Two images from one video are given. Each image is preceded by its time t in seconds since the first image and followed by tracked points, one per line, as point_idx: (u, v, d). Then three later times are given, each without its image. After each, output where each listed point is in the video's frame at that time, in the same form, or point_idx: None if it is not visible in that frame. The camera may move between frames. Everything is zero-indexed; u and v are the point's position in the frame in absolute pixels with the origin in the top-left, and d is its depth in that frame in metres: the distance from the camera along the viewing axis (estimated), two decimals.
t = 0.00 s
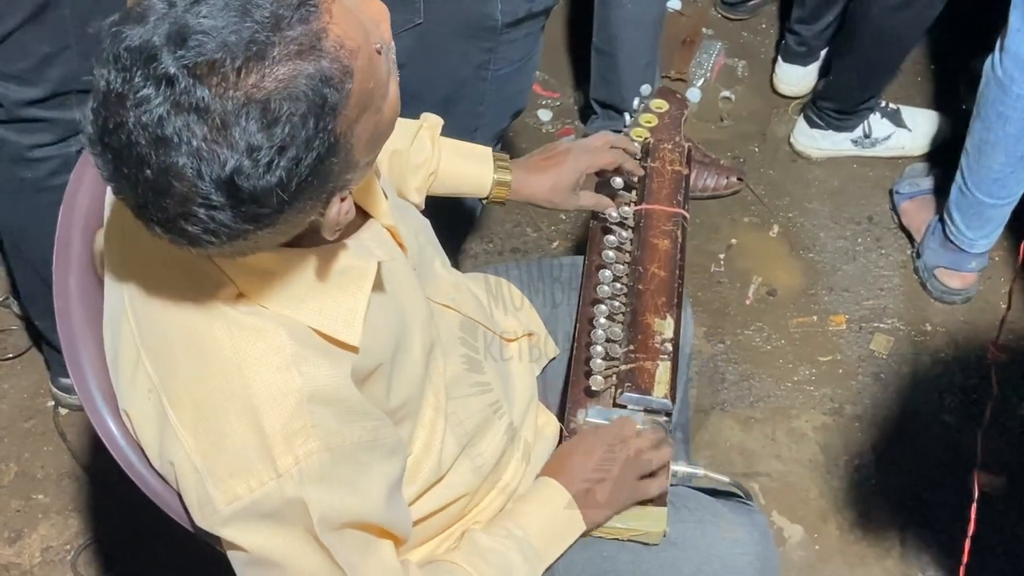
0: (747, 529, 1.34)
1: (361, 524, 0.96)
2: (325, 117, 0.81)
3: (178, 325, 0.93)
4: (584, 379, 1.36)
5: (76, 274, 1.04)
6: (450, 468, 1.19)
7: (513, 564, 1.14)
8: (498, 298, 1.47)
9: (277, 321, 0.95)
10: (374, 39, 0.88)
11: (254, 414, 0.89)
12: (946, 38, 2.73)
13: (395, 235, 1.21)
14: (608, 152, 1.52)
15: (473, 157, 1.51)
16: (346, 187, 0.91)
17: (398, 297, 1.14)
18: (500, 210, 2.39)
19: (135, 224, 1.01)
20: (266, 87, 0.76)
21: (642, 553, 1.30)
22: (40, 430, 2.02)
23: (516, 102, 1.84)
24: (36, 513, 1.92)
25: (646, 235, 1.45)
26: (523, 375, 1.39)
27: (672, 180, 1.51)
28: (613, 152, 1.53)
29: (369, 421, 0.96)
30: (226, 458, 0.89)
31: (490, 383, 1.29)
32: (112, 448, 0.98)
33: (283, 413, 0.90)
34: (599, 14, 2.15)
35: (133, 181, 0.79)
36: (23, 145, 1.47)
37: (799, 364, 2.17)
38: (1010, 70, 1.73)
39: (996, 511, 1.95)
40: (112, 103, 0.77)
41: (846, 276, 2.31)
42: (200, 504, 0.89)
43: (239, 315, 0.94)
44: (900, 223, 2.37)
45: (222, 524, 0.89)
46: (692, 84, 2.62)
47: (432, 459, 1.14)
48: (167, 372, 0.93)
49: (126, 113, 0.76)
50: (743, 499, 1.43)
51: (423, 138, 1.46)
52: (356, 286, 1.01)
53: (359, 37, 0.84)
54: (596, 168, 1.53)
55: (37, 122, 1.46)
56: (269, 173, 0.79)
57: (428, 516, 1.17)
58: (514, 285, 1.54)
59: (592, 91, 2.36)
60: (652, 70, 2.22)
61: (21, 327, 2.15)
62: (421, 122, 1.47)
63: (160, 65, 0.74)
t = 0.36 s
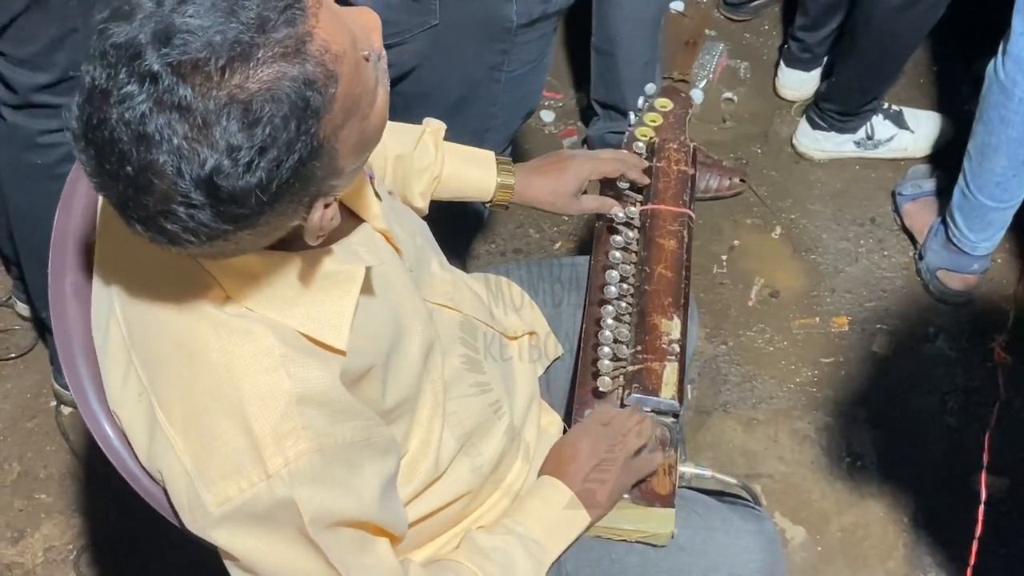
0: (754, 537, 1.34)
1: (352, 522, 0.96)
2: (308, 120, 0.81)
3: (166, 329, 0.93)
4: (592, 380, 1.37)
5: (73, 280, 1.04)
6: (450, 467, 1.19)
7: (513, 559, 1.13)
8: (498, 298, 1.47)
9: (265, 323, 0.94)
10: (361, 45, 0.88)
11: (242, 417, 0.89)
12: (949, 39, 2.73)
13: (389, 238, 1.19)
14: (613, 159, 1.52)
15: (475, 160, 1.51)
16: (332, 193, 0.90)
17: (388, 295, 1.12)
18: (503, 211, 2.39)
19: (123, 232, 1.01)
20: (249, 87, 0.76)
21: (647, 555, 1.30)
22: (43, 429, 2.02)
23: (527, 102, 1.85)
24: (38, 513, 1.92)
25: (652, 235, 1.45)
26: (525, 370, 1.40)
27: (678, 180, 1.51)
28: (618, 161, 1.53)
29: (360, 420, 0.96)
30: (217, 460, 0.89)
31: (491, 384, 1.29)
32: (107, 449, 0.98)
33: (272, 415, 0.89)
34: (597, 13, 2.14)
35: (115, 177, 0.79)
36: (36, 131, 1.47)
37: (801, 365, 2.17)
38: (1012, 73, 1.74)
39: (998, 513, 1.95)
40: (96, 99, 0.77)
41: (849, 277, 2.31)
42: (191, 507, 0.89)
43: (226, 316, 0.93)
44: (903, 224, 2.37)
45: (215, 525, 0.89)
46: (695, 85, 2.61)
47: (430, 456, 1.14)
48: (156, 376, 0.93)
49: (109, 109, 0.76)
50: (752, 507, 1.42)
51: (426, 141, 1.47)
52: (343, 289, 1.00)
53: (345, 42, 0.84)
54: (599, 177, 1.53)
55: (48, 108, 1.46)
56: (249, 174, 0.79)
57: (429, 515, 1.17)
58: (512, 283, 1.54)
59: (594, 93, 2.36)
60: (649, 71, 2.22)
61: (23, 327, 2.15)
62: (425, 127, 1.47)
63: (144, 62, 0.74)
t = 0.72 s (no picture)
0: (752, 539, 1.35)
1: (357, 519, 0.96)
2: (298, 120, 0.81)
3: (166, 329, 0.94)
4: (594, 380, 1.37)
5: (78, 276, 1.03)
6: (454, 466, 1.19)
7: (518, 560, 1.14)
8: (498, 298, 1.47)
9: (266, 322, 0.94)
10: (356, 46, 0.89)
11: (245, 416, 0.89)
12: (950, 41, 2.73)
13: (389, 238, 1.19)
14: (616, 164, 1.53)
15: (476, 158, 1.52)
16: (323, 193, 0.90)
17: (386, 295, 1.12)
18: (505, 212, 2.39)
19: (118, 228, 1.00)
20: (240, 86, 0.77)
21: (649, 555, 1.30)
22: (46, 429, 2.02)
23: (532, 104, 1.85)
24: (41, 513, 1.92)
25: (653, 240, 1.45)
26: (527, 370, 1.40)
27: (677, 187, 1.51)
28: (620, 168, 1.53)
29: (361, 418, 0.96)
30: (221, 459, 0.89)
31: (492, 384, 1.28)
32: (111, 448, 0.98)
33: (274, 415, 0.89)
34: (592, 16, 2.15)
35: (105, 173, 0.79)
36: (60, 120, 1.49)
37: (803, 367, 2.17)
38: (1011, 77, 1.74)
39: (1000, 514, 1.95)
40: (88, 96, 0.77)
41: (850, 279, 2.31)
42: (194, 507, 0.90)
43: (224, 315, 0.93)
44: (904, 226, 2.37)
45: (218, 524, 0.89)
46: (696, 86, 2.64)
47: (434, 457, 1.15)
48: (158, 376, 0.93)
49: (100, 105, 0.76)
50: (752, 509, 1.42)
51: (425, 138, 1.47)
52: (343, 286, 0.99)
53: (337, 43, 0.85)
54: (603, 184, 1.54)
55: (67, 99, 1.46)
56: (239, 173, 0.79)
57: (434, 515, 1.17)
58: (513, 283, 1.54)
59: (594, 96, 2.36)
60: (648, 71, 2.22)
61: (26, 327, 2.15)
62: (424, 123, 1.47)
63: (135, 59, 0.75)
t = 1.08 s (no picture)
0: (755, 543, 1.34)
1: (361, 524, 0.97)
2: (307, 121, 0.81)
3: (169, 332, 0.94)
4: (597, 382, 1.37)
5: (81, 275, 1.03)
6: (457, 469, 1.19)
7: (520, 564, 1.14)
8: (498, 299, 1.47)
9: (269, 325, 0.94)
10: (364, 49, 0.89)
11: (246, 420, 0.89)
12: (952, 44, 2.73)
13: (393, 241, 1.19)
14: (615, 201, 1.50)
15: (478, 187, 1.53)
16: (327, 197, 0.90)
17: (390, 297, 1.12)
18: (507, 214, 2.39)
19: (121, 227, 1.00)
20: (250, 87, 0.77)
21: (651, 558, 1.31)
22: (48, 430, 2.02)
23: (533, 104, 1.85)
24: (43, 513, 1.92)
25: (656, 243, 1.45)
26: (528, 371, 1.40)
27: (680, 191, 1.51)
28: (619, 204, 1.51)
29: (364, 421, 0.96)
30: (223, 462, 0.89)
31: (491, 384, 1.28)
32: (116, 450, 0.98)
33: (277, 418, 0.89)
34: (594, 19, 2.15)
35: (112, 173, 0.79)
36: (35, 137, 1.48)
37: (805, 369, 2.17)
38: (1012, 78, 1.74)
39: (1002, 516, 1.95)
40: (97, 95, 0.77)
41: (852, 281, 2.31)
42: (196, 510, 0.90)
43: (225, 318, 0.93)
44: (906, 228, 2.37)
45: (220, 528, 0.89)
46: (699, 88, 2.65)
47: (438, 460, 1.15)
48: (160, 377, 0.93)
49: (108, 105, 0.76)
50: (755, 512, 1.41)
51: (430, 159, 1.49)
52: (344, 289, 0.99)
53: (346, 45, 0.85)
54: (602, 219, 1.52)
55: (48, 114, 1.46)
56: (247, 173, 0.79)
57: (437, 517, 1.17)
58: (512, 283, 1.54)
59: (595, 96, 2.36)
60: (648, 75, 2.22)
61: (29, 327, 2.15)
62: (433, 144, 1.50)
63: (145, 58, 0.75)
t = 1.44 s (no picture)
0: (755, 545, 1.34)
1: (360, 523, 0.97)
2: (303, 118, 0.81)
3: (165, 332, 0.94)
4: (598, 382, 1.37)
5: (78, 277, 1.03)
6: (456, 469, 1.19)
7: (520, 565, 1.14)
8: (498, 299, 1.47)
9: (266, 326, 0.94)
10: (360, 51, 0.89)
11: (244, 420, 0.89)
12: (954, 46, 2.73)
13: (389, 242, 1.18)
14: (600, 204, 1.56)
15: (461, 176, 1.53)
16: (320, 198, 0.90)
17: (387, 297, 1.11)
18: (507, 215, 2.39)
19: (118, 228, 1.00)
20: (247, 81, 0.76)
21: (651, 559, 1.31)
22: (47, 430, 2.02)
23: (529, 106, 1.85)
24: (42, 513, 1.92)
25: (657, 245, 1.45)
26: (526, 370, 1.40)
27: (680, 194, 1.50)
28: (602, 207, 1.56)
29: (361, 422, 0.96)
30: (221, 462, 0.89)
31: (491, 384, 1.28)
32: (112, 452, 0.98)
33: (275, 418, 0.89)
34: (601, 16, 2.13)
35: (103, 165, 0.78)
36: (19, 155, 1.45)
37: (805, 370, 2.17)
38: (1013, 77, 1.73)
39: (1001, 519, 1.95)
40: (92, 85, 0.76)
41: (852, 282, 2.31)
42: (194, 511, 0.90)
43: (220, 316, 0.93)
44: (906, 229, 2.37)
45: (218, 529, 0.89)
46: (700, 89, 2.66)
47: (437, 461, 1.14)
48: (156, 379, 0.93)
49: (102, 95, 0.75)
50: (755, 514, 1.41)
51: (412, 148, 1.48)
52: (341, 288, 0.99)
53: (343, 45, 0.85)
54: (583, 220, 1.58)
55: (29, 134, 1.43)
56: (240, 168, 0.78)
57: (436, 517, 1.17)
58: (509, 283, 1.53)
59: (597, 96, 2.36)
60: (654, 75, 2.23)
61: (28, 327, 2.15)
62: (416, 132, 1.49)
63: (141, 49, 0.74)
